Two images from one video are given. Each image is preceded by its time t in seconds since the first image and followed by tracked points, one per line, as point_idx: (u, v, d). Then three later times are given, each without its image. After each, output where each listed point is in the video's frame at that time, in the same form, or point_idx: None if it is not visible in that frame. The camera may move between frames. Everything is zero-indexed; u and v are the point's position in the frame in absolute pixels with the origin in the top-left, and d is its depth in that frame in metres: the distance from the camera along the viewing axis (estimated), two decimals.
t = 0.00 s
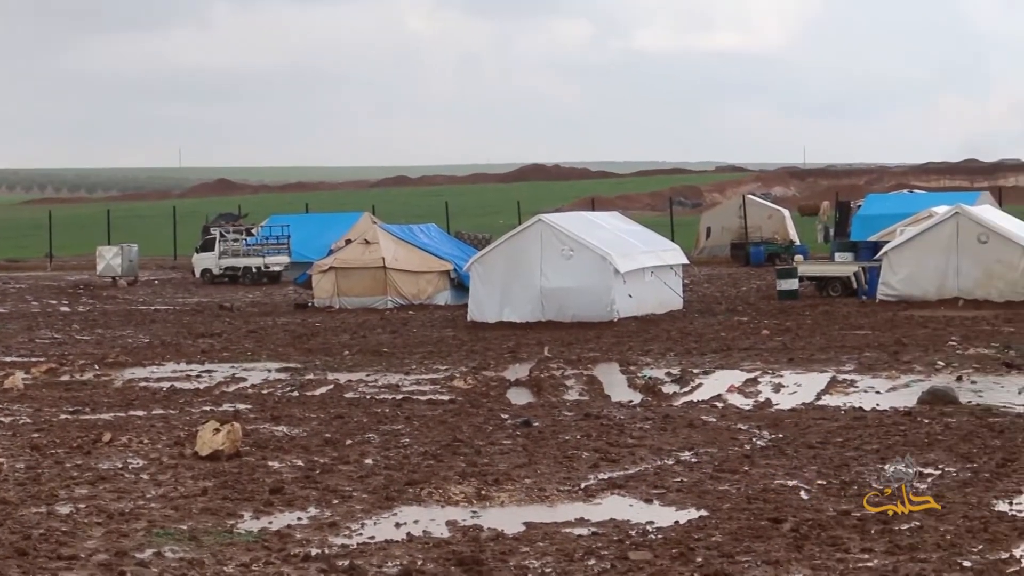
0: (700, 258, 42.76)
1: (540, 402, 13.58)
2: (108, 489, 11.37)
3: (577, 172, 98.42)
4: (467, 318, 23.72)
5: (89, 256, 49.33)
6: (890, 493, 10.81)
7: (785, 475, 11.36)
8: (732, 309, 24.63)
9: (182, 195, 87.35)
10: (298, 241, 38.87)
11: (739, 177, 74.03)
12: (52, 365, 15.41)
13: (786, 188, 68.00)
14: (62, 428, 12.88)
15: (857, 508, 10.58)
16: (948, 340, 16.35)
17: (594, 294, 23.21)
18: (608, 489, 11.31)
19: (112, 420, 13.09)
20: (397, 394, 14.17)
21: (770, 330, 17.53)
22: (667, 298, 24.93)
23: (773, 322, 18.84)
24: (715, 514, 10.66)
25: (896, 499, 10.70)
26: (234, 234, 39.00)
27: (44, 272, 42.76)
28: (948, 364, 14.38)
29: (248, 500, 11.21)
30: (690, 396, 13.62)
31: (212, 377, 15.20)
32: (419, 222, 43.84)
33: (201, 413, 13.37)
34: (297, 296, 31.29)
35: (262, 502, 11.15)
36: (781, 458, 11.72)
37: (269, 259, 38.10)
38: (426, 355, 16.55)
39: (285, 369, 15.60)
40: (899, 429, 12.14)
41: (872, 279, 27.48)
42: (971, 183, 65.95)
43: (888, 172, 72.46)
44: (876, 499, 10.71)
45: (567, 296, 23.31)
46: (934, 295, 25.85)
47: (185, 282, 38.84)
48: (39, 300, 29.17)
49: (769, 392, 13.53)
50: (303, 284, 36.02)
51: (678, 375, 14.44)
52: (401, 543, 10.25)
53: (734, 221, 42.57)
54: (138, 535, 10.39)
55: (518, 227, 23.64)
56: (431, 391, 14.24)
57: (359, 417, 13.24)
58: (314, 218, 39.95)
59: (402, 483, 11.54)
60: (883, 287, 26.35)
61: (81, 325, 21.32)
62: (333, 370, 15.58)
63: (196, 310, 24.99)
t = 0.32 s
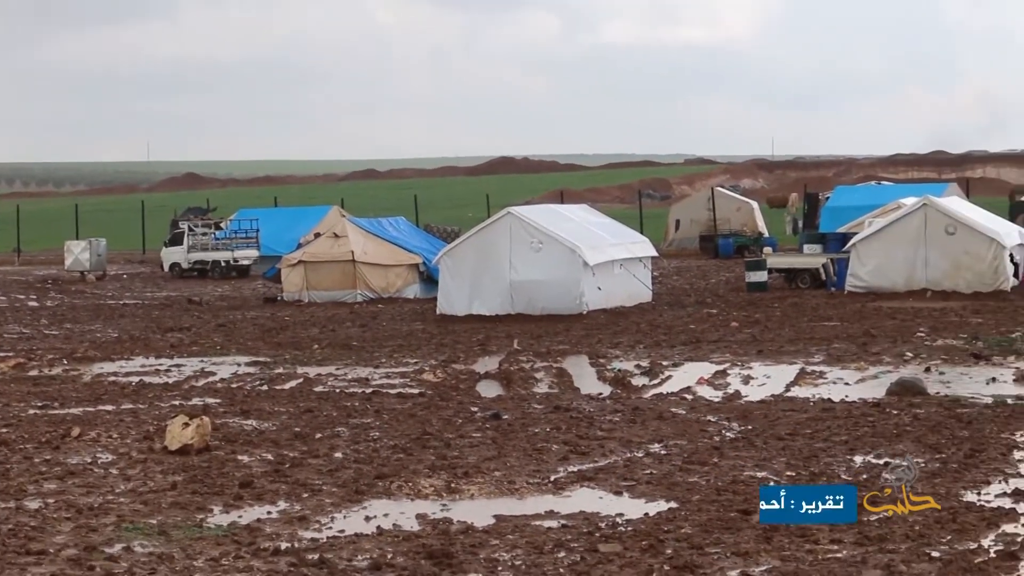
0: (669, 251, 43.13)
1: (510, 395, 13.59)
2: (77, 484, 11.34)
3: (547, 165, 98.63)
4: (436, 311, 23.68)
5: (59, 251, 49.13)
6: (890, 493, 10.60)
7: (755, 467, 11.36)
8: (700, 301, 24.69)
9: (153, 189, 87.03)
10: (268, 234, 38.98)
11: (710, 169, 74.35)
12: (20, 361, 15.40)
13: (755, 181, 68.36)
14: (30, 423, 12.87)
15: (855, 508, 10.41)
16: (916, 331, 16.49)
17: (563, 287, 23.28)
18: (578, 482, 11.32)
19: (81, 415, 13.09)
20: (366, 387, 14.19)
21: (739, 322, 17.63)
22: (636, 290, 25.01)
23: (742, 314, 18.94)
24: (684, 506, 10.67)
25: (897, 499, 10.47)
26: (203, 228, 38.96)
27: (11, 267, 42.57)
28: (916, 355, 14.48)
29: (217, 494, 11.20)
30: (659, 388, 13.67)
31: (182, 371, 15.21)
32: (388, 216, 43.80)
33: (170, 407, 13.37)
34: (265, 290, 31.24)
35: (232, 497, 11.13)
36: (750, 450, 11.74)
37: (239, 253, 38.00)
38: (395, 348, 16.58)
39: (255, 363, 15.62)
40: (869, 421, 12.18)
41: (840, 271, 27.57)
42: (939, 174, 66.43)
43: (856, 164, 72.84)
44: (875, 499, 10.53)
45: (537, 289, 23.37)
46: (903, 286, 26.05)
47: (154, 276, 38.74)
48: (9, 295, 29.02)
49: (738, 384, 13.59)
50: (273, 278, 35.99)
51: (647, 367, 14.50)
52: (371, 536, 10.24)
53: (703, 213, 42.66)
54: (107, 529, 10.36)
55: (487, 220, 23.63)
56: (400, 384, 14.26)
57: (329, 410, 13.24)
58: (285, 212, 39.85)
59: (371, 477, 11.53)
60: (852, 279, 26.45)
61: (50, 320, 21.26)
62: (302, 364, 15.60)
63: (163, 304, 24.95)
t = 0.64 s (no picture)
0: (637, 243, 43.38)
1: (477, 388, 13.64)
2: (44, 480, 11.30)
3: (512, 158, 99.02)
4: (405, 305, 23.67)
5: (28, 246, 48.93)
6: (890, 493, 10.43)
7: (723, 459, 11.36)
8: (667, 294, 24.78)
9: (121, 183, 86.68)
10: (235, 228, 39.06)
11: (678, 163, 74.76)
12: None
13: (722, 173, 68.86)
14: None
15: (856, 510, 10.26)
16: (883, 323, 16.69)
17: (531, 281, 23.29)
18: (546, 475, 11.32)
19: (47, 410, 13.07)
20: (334, 380, 14.23)
21: (706, 315, 17.77)
22: (604, 284, 25.10)
23: (709, 307, 19.08)
24: (652, 499, 10.67)
25: (896, 499, 10.30)
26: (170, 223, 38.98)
27: None
28: (883, 348, 14.63)
29: (185, 489, 11.18)
30: (627, 380, 13.75)
31: (149, 366, 15.24)
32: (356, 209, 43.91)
33: (138, 402, 13.38)
34: (234, 284, 31.21)
35: (199, 491, 11.11)
36: (717, 442, 11.76)
37: (206, 248, 37.96)
38: (363, 342, 16.64)
39: (222, 358, 15.66)
40: (836, 413, 12.23)
41: (807, 263, 27.63)
42: (905, 166, 67.14)
43: (822, 156, 73.34)
44: (875, 499, 10.35)
45: (504, 282, 23.40)
46: (869, 278, 26.17)
47: (120, 271, 38.71)
48: None
49: (706, 376, 13.68)
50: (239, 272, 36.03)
51: (616, 360, 14.60)
52: (339, 530, 10.23)
53: (670, 206, 42.94)
54: (74, 525, 10.32)
55: (454, 215, 23.63)
56: (369, 378, 14.31)
57: (297, 404, 13.26)
58: (252, 207, 39.85)
59: (339, 471, 11.52)
60: (819, 272, 26.53)
61: (17, 315, 21.21)
62: (270, 358, 15.64)
63: (130, 298, 24.92)
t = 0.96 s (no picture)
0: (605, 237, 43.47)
1: (446, 382, 13.72)
2: (10, 475, 11.26)
3: (480, 152, 99.39)
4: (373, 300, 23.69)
5: None
6: (890, 493, 10.27)
7: (690, 453, 11.39)
8: (634, 288, 24.84)
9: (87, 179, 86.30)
10: (202, 224, 39.05)
11: (645, 157, 75.13)
12: None
13: (689, 168, 69.27)
14: None
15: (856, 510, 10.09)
16: (849, 316, 16.89)
17: (499, 275, 23.34)
18: (514, 469, 11.32)
19: (13, 406, 13.07)
20: (302, 375, 14.28)
21: (674, 309, 17.93)
22: (572, 278, 25.15)
23: (677, 301, 19.23)
24: (620, 492, 10.66)
25: (897, 499, 10.14)
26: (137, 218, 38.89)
27: None
28: (849, 342, 14.79)
29: (152, 484, 11.16)
30: (596, 374, 13.87)
31: (116, 361, 15.28)
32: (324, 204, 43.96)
33: (105, 397, 13.39)
34: (201, 280, 31.20)
35: (167, 486, 11.09)
36: (685, 435, 11.80)
37: (173, 243, 37.79)
38: (331, 336, 16.72)
39: (190, 352, 15.70)
40: (803, 406, 12.31)
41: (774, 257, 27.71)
42: (870, 159, 67.80)
43: (788, 150, 73.90)
44: (874, 498, 10.18)
45: (472, 276, 23.44)
46: (836, 272, 26.26)
47: (87, 266, 38.60)
48: None
49: (674, 370, 13.80)
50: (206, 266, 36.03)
51: (583, 354, 14.72)
52: (307, 525, 10.21)
53: (638, 200, 43.11)
54: (41, 520, 10.28)
55: (421, 210, 23.63)
56: (337, 372, 14.37)
57: (264, 399, 13.30)
58: (219, 202, 39.88)
59: (308, 466, 11.52)
60: (785, 265, 26.59)
61: None
62: (238, 353, 15.69)
63: (97, 294, 24.86)
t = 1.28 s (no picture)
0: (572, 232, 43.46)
1: (413, 377, 13.75)
2: None
3: (448, 147, 99.60)
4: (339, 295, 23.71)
5: None
6: (890, 494, 10.12)
7: (657, 447, 11.41)
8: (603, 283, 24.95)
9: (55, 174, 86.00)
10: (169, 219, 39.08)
11: (612, 152, 75.43)
12: None
13: (656, 162, 69.66)
14: None
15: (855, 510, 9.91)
16: (816, 311, 17.01)
17: (467, 270, 23.34)
18: (481, 464, 11.32)
19: None
20: (270, 370, 14.30)
21: (641, 304, 18.03)
22: (540, 273, 25.21)
23: (643, 296, 19.32)
24: (587, 487, 10.65)
25: (896, 499, 9.99)
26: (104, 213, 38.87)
27: None
28: (817, 336, 14.88)
29: (119, 479, 11.13)
30: (563, 369, 13.92)
31: (83, 357, 15.27)
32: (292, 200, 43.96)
33: (72, 393, 13.38)
34: (169, 275, 31.16)
35: (134, 482, 11.06)
36: (652, 430, 11.82)
37: (139, 238, 37.82)
38: (298, 332, 16.75)
39: (156, 348, 15.71)
40: (770, 401, 12.35)
41: (742, 252, 27.78)
42: (838, 154, 68.29)
43: (756, 145, 74.44)
44: (874, 499, 10.01)
45: (439, 272, 23.45)
46: (804, 267, 26.31)
47: (53, 262, 38.50)
48: None
49: (641, 365, 13.85)
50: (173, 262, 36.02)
51: (551, 349, 14.78)
52: (273, 520, 10.19)
53: (606, 195, 43.13)
54: (7, 516, 10.24)
55: (388, 205, 23.64)
56: (304, 368, 14.40)
57: (232, 394, 13.31)
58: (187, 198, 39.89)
59: (275, 461, 11.51)
60: (753, 261, 26.65)
61: None
62: (205, 349, 15.71)
63: (63, 289, 24.81)
